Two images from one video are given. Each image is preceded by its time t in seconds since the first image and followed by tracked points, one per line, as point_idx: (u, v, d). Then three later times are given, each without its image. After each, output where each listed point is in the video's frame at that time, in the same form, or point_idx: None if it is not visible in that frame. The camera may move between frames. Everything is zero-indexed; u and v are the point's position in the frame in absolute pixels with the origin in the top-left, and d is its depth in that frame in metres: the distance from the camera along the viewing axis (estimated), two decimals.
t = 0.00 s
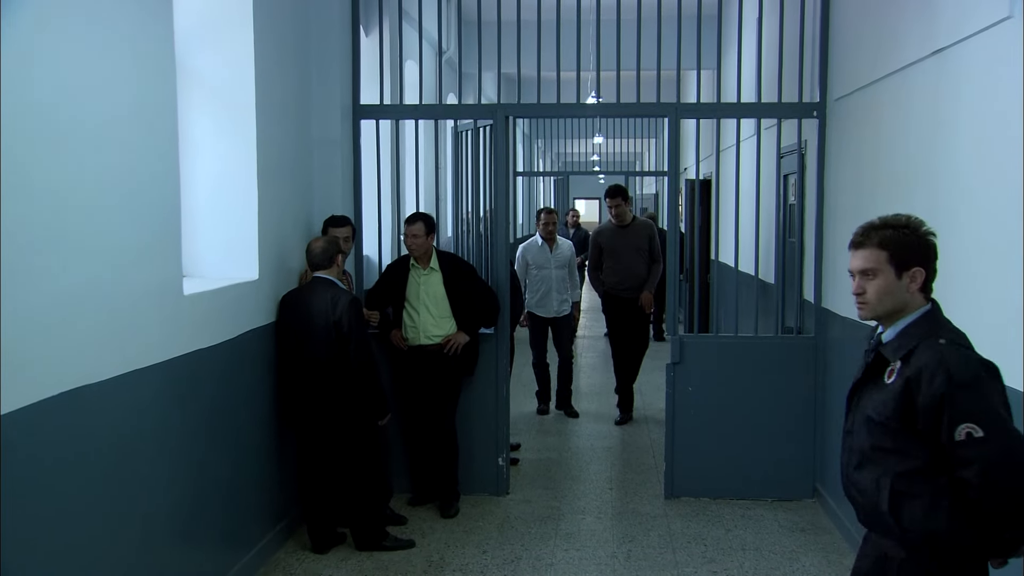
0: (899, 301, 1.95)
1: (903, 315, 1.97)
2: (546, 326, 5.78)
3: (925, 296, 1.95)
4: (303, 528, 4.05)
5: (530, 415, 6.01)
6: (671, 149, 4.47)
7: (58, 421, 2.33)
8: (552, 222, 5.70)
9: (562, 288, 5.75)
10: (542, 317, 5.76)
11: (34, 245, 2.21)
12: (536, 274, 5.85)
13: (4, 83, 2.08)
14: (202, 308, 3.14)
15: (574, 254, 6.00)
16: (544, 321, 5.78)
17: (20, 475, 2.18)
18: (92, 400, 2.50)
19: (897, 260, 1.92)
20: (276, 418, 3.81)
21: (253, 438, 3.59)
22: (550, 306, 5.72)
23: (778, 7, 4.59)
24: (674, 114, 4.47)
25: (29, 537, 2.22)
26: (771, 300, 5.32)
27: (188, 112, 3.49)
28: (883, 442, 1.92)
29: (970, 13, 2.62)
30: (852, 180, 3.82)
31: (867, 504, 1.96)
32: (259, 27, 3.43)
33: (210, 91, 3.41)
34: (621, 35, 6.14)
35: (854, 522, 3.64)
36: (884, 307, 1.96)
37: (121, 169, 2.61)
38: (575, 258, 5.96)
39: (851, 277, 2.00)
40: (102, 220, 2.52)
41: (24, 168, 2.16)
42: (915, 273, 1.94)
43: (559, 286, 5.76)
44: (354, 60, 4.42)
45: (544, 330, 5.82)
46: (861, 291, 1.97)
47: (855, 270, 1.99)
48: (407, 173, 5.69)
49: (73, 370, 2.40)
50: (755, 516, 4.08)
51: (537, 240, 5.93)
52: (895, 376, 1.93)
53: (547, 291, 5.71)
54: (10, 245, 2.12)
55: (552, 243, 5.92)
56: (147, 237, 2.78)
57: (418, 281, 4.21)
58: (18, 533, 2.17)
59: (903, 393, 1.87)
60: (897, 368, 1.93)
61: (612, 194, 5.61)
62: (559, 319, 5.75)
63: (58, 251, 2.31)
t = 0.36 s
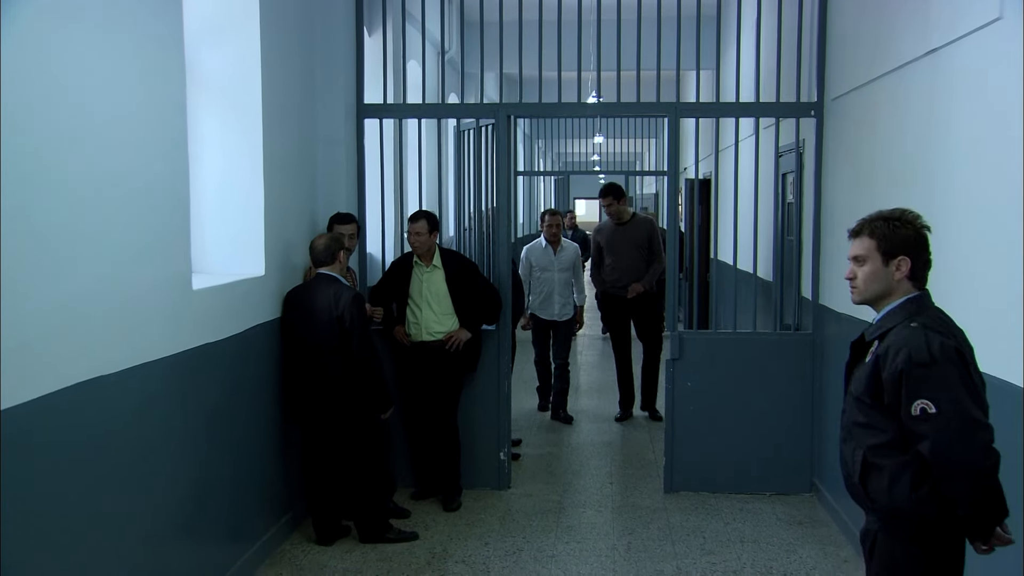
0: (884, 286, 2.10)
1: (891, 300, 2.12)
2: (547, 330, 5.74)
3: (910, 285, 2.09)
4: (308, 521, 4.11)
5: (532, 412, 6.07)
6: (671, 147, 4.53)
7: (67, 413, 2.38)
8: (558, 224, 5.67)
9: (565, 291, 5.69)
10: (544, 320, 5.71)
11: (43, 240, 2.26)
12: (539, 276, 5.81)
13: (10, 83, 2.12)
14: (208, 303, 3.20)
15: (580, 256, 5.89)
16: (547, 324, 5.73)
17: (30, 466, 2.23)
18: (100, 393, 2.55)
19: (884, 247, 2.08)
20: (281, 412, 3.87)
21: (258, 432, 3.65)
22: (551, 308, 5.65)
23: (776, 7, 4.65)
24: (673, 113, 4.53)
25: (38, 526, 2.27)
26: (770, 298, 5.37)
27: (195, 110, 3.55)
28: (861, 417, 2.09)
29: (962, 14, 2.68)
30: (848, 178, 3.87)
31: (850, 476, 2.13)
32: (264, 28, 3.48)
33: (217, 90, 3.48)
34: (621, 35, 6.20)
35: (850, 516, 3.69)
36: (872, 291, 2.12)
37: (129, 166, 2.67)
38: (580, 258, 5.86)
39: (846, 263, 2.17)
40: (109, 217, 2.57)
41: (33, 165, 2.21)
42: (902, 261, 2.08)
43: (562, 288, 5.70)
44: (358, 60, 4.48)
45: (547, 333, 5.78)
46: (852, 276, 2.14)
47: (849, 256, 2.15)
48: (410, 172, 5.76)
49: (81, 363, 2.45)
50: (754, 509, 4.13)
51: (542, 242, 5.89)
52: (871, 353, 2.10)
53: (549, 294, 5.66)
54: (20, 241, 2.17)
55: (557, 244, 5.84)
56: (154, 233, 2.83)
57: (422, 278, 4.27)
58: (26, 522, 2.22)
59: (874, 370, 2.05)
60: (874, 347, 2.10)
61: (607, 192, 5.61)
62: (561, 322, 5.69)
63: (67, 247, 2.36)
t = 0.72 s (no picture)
0: (873, 277, 2.22)
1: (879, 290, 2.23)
2: (553, 328, 5.72)
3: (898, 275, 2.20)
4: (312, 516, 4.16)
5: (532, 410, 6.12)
6: (670, 147, 4.58)
7: (80, 406, 2.43)
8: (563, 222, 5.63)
9: (571, 290, 5.70)
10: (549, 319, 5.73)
11: (56, 237, 2.31)
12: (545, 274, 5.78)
13: (26, 84, 2.17)
14: (216, 300, 3.25)
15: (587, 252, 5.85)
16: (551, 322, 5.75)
17: (44, 458, 2.28)
18: (110, 387, 2.60)
19: (873, 240, 2.20)
20: (285, 408, 3.93)
21: (264, 428, 3.70)
22: (558, 306, 5.67)
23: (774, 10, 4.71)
24: (673, 113, 4.59)
25: (52, 516, 2.33)
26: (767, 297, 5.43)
27: (202, 110, 3.60)
28: (845, 393, 2.19)
29: (955, 16, 2.74)
30: (845, 178, 3.93)
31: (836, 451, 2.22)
32: (270, 29, 3.54)
33: (224, 90, 3.53)
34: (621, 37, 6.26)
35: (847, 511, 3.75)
36: (863, 281, 2.24)
37: (140, 165, 2.72)
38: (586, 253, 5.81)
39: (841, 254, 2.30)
40: (119, 215, 2.62)
41: (46, 163, 2.25)
42: (890, 253, 2.20)
43: (569, 287, 5.71)
44: (361, 60, 4.54)
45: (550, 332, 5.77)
46: (845, 265, 2.27)
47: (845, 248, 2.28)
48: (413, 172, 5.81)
49: (93, 357, 2.50)
50: (751, 504, 4.19)
51: (548, 239, 5.82)
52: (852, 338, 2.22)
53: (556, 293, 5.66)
54: (34, 238, 2.22)
55: (563, 242, 5.77)
56: (164, 232, 2.89)
57: (422, 277, 4.32)
58: (40, 513, 2.27)
59: (855, 349, 2.17)
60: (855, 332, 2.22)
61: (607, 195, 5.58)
62: (568, 320, 5.71)
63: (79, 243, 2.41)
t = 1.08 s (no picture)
0: (846, 273, 2.40)
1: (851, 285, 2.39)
2: (554, 331, 5.65)
3: (871, 271, 2.36)
4: (315, 510, 4.21)
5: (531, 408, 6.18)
6: (670, 146, 4.63)
7: (91, 398, 2.47)
8: (562, 222, 5.61)
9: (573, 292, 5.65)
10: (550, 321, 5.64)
11: (73, 233, 2.36)
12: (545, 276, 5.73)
13: (46, 83, 2.22)
14: (224, 296, 3.30)
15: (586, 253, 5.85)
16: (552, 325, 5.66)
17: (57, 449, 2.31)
18: (120, 380, 2.64)
19: (845, 239, 2.38)
20: (289, 404, 3.98)
21: (268, 423, 3.75)
22: (558, 309, 5.59)
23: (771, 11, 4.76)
24: (672, 113, 4.63)
25: (67, 506, 2.37)
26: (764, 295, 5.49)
27: (207, 110, 3.65)
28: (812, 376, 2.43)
29: (947, 16, 2.79)
30: (840, 176, 3.98)
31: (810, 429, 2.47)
32: (274, 29, 3.59)
33: (229, 90, 3.58)
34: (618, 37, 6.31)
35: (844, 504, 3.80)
36: (836, 277, 2.41)
37: (152, 162, 2.77)
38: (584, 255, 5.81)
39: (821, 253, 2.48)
40: (132, 211, 2.67)
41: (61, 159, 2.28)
42: (861, 251, 2.37)
43: (570, 288, 5.64)
44: (363, 60, 4.58)
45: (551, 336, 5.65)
46: (821, 263, 2.45)
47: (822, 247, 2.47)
48: (413, 172, 5.86)
49: (107, 350, 2.55)
50: (749, 499, 4.24)
51: (548, 240, 5.79)
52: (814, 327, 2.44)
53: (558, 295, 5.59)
54: (48, 232, 2.25)
55: (563, 242, 5.77)
56: (174, 228, 2.94)
57: (423, 274, 4.36)
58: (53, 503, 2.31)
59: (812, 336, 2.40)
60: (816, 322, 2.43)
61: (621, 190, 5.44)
62: (569, 323, 5.64)
63: (92, 238, 2.44)
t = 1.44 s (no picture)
0: (799, 261, 2.57)
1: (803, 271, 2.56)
2: (550, 328, 5.60)
3: (818, 260, 2.51)
4: (317, 502, 4.26)
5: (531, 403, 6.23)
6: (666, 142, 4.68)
7: (97, 389, 2.51)
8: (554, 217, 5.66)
9: (566, 286, 5.61)
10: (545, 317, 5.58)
11: (79, 225, 2.40)
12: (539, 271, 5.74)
13: (52, 79, 2.26)
14: (227, 290, 3.35)
15: (578, 249, 5.88)
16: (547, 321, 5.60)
17: (63, 438, 2.35)
18: (126, 371, 2.68)
19: (796, 229, 2.56)
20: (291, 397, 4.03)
21: (271, 415, 3.80)
22: (552, 303, 5.54)
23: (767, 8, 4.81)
24: (668, 109, 4.68)
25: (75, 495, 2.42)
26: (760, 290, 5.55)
27: (210, 107, 3.69)
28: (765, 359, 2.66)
29: (938, 14, 2.84)
30: (835, 171, 4.03)
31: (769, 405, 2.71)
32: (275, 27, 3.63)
33: (231, 86, 3.62)
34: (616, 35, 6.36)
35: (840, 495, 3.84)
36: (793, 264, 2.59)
37: (156, 157, 2.81)
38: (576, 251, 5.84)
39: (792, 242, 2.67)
40: (137, 206, 2.71)
41: (68, 152, 2.32)
42: (808, 241, 2.53)
43: (564, 282, 5.61)
44: (363, 57, 4.63)
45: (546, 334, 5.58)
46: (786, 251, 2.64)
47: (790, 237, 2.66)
48: (413, 168, 5.90)
49: (113, 343, 2.59)
50: (746, 490, 4.29)
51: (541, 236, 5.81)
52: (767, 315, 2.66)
53: (552, 288, 5.56)
54: (55, 223, 2.28)
55: (556, 237, 5.81)
56: (178, 222, 2.98)
57: (422, 268, 4.41)
58: (60, 490, 2.35)
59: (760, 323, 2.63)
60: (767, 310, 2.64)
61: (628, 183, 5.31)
62: (564, 318, 5.58)
63: (97, 231, 2.48)
